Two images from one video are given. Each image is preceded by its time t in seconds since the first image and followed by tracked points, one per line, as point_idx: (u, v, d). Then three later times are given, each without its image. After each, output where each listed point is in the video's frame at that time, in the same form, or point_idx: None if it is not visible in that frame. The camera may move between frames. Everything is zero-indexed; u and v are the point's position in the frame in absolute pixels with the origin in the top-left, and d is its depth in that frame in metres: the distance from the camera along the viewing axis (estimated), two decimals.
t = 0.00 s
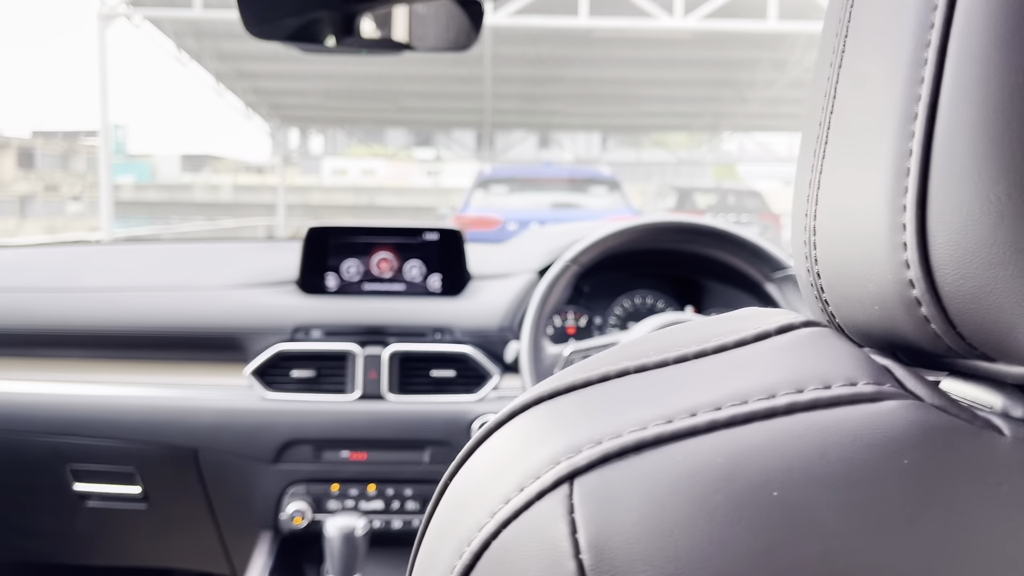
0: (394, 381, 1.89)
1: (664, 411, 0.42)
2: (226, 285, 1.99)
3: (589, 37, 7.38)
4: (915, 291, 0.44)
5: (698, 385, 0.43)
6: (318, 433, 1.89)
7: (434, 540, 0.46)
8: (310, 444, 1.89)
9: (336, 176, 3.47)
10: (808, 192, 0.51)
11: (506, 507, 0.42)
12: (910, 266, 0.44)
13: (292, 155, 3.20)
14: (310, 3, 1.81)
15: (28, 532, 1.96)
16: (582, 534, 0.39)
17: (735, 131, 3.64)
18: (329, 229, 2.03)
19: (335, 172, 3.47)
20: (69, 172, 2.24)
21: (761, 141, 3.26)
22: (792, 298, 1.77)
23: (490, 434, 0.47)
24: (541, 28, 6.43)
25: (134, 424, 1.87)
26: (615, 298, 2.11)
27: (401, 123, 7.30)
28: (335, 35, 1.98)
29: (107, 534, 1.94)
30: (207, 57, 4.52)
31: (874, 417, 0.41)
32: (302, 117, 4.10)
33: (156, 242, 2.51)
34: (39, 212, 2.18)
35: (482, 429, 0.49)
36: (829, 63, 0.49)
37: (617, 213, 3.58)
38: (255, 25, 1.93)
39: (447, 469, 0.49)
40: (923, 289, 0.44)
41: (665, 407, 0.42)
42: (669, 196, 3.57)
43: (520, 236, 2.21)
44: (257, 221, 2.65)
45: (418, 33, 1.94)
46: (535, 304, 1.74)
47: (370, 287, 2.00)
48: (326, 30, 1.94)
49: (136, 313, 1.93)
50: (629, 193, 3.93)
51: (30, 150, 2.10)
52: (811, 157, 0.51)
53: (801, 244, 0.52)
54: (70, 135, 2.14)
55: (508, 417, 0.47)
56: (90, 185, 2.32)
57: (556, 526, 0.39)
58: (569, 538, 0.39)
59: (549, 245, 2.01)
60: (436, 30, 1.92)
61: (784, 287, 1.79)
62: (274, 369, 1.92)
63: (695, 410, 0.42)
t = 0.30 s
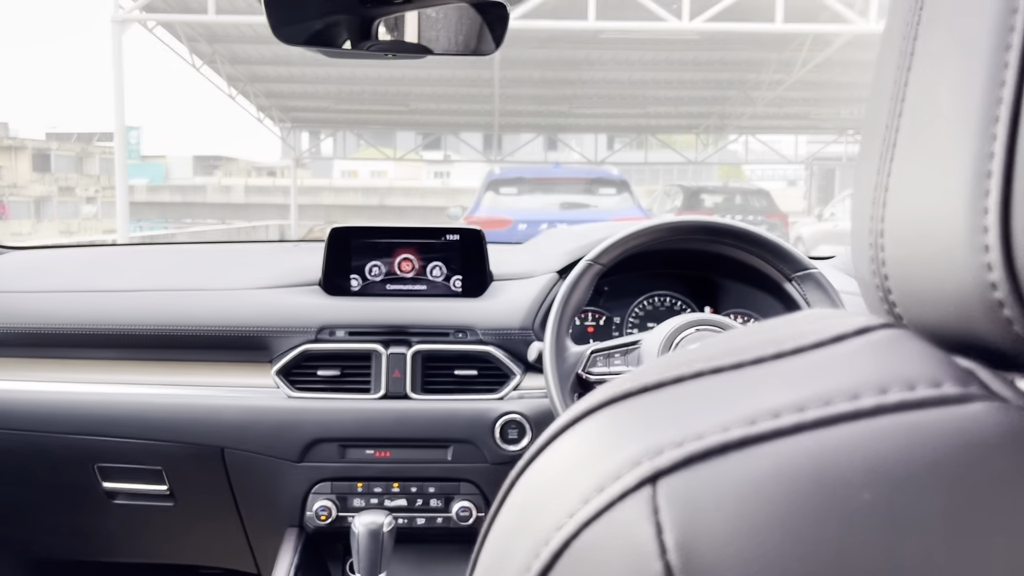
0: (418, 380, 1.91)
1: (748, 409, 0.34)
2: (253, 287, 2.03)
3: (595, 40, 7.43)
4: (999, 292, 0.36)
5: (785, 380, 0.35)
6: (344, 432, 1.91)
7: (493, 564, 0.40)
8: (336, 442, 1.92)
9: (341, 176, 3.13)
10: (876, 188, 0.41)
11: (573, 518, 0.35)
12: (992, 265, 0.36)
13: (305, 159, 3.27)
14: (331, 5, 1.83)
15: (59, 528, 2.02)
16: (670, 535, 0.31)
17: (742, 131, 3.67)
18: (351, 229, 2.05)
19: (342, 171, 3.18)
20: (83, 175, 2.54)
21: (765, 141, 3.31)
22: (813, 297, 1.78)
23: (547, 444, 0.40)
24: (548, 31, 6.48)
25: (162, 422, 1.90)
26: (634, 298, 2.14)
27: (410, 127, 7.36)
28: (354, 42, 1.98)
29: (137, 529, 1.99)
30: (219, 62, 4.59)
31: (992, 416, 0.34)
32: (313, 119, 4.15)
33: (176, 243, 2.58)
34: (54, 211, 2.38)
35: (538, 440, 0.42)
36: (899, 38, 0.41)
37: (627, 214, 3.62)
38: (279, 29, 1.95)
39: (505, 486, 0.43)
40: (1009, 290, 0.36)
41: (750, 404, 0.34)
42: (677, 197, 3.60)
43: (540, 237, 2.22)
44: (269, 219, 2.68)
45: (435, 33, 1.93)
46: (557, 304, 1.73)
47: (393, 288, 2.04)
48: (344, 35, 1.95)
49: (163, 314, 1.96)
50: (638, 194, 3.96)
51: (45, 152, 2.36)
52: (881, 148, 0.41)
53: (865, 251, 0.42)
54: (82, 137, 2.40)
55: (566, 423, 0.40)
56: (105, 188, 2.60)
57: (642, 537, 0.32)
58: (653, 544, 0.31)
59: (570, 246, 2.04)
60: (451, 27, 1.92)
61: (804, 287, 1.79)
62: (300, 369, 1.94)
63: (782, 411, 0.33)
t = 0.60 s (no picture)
0: (441, 379, 1.92)
1: (841, 409, 0.34)
2: (276, 288, 2.05)
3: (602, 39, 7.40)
4: None
5: (877, 379, 0.35)
6: (368, 430, 1.92)
7: (575, 549, 0.42)
8: (361, 441, 1.93)
9: (350, 176, 2.95)
10: (949, 192, 0.39)
11: (663, 514, 0.36)
12: None
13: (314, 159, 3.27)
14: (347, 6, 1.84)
15: (84, 526, 2.05)
16: (761, 536, 0.32)
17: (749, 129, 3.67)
18: (375, 229, 2.07)
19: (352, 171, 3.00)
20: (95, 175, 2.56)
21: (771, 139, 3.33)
22: (837, 296, 1.78)
23: (633, 436, 0.41)
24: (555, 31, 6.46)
25: (187, 422, 1.92)
26: (653, 298, 2.15)
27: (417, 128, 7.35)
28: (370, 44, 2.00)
29: (164, 527, 2.01)
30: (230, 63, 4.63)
31: None
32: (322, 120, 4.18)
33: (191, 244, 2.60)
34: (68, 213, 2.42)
35: (623, 430, 0.43)
36: (968, 47, 0.39)
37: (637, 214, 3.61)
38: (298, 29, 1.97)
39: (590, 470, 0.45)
40: None
41: (843, 402, 0.34)
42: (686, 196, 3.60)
43: (560, 237, 2.23)
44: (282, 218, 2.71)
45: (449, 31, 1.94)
46: (582, 303, 1.74)
47: (415, 288, 2.05)
48: (360, 35, 1.96)
49: (189, 315, 1.98)
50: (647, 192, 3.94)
51: (57, 154, 2.39)
52: (954, 150, 0.39)
53: (937, 253, 0.40)
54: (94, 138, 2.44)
55: (655, 416, 0.41)
56: (114, 189, 2.63)
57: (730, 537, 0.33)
58: (744, 545, 0.33)
59: (591, 245, 2.05)
60: (463, 20, 1.93)
61: (828, 285, 1.80)
62: (324, 368, 1.96)
63: (874, 411, 0.34)
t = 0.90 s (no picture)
0: (460, 377, 1.92)
1: (917, 402, 0.33)
2: (295, 287, 2.06)
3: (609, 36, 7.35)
4: None
5: (952, 373, 0.34)
6: (388, 428, 1.92)
7: (635, 546, 0.42)
8: (380, 439, 1.93)
9: (358, 176, 2.78)
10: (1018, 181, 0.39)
11: (731, 512, 0.36)
12: None
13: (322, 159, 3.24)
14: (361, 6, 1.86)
15: (105, 524, 2.05)
16: (836, 533, 0.32)
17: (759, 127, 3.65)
18: (393, 228, 2.08)
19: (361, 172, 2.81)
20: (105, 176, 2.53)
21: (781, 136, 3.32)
22: (859, 294, 1.77)
23: (693, 431, 0.41)
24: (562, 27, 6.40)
25: (207, 420, 1.93)
26: (674, 296, 2.14)
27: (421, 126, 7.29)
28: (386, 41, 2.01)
29: (183, 524, 2.02)
30: (239, 61, 4.62)
31: None
32: (332, 119, 4.18)
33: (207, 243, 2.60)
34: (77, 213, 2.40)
35: (681, 425, 0.43)
36: None
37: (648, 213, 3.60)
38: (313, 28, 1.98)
39: (646, 466, 0.44)
40: None
41: (918, 396, 0.34)
42: (695, 193, 3.59)
43: (577, 235, 2.23)
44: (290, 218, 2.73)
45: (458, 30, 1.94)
46: (604, 296, 1.74)
47: (434, 285, 2.06)
48: (373, 32, 1.97)
49: (208, 314, 1.99)
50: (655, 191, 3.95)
51: (68, 154, 2.37)
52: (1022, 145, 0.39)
53: (1002, 249, 0.39)
54: (103, 138, 2.44)
55: (716, 411, 0.40)
56: (124, 189, 2.61)
57: (804, 534, 0.33)
58: (820, 542, 0.32)
59: (610, 243, 2.05)
60: (472, 18, 1.94)
61: (850, 282, 1.79)
62: (343, 366, 1.96)
63: (950, 407, 0.33)
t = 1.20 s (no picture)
0: (478, 375, 1.92)
1: (987, 396, 0.33)
2: (313, 285, 2.06)
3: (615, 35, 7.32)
4: None
5: None
6: (406, 426, 1.92)
7: (689, 544, 0.41)
8: (398, 437, 1.92)
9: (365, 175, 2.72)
10: None
11: (796, 509, 0.36)
12: None
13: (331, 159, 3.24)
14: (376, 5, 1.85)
15: (124, 521, 2.06)
16: (909, 532, 0.32)
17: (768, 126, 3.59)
18: (410, 225, 2.08)
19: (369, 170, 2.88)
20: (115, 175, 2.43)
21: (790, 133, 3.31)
22: (880, 291, 1.77)
23: (751, 428, 0.41)
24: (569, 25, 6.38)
25: (226, 417, 1.93)
26: (691, 293, 2.13)
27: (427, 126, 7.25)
28: (398, 36, 2.00)
29: (201, 522, 2.03)
30: (247, 60, 4.59)
31: None
32: (342, 118, 4.17)
33: (220, 241, 2.60)
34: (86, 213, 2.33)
35: (739, 421, 0.43)
36: None
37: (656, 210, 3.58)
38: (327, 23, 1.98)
39: (699, 464, 0.44)
40: None
41: (987, 391, 0.33)
42: (703, 191, 3.58)
43: (593, 232, 2.22)
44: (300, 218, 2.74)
45: (467, 28, 1.96)
46: (623, 295, 1.73)
47: (451, 283, 2.06)
48: (384, 29, 1.98)
49: (227, 312, 1.99)
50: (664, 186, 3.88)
51: (78, 153, 2.28)
52: None
53: None
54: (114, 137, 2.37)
55: (774, 409, 0.40)
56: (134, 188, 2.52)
57: (876, 533, 0.33)
58: (891, 541, 0.32)
59: (627, 239, 2.05)
60: (483, 18, 1.92)
61: (871, 280, 1.78)
62: (360, 364, 1.96)
63: None
